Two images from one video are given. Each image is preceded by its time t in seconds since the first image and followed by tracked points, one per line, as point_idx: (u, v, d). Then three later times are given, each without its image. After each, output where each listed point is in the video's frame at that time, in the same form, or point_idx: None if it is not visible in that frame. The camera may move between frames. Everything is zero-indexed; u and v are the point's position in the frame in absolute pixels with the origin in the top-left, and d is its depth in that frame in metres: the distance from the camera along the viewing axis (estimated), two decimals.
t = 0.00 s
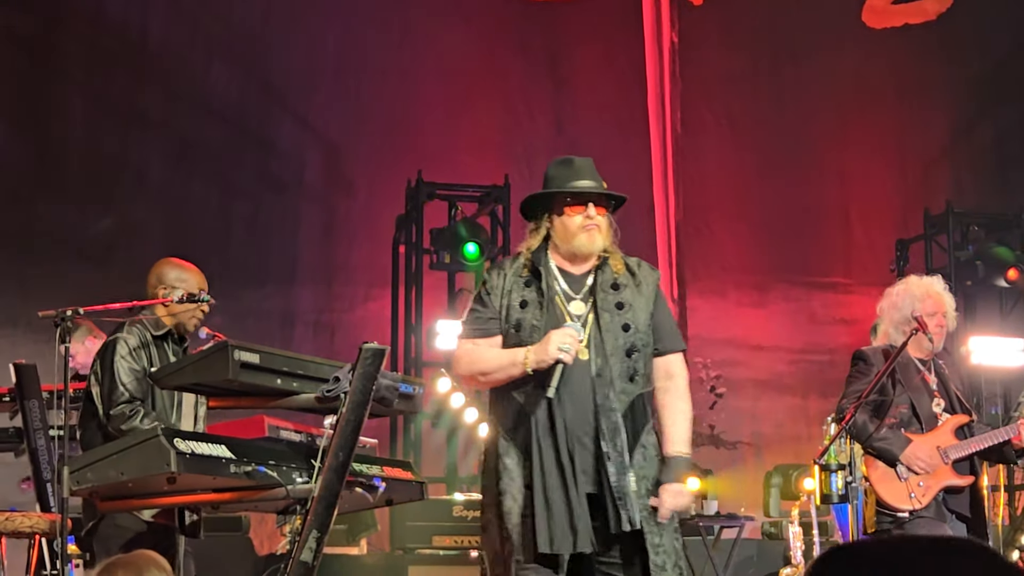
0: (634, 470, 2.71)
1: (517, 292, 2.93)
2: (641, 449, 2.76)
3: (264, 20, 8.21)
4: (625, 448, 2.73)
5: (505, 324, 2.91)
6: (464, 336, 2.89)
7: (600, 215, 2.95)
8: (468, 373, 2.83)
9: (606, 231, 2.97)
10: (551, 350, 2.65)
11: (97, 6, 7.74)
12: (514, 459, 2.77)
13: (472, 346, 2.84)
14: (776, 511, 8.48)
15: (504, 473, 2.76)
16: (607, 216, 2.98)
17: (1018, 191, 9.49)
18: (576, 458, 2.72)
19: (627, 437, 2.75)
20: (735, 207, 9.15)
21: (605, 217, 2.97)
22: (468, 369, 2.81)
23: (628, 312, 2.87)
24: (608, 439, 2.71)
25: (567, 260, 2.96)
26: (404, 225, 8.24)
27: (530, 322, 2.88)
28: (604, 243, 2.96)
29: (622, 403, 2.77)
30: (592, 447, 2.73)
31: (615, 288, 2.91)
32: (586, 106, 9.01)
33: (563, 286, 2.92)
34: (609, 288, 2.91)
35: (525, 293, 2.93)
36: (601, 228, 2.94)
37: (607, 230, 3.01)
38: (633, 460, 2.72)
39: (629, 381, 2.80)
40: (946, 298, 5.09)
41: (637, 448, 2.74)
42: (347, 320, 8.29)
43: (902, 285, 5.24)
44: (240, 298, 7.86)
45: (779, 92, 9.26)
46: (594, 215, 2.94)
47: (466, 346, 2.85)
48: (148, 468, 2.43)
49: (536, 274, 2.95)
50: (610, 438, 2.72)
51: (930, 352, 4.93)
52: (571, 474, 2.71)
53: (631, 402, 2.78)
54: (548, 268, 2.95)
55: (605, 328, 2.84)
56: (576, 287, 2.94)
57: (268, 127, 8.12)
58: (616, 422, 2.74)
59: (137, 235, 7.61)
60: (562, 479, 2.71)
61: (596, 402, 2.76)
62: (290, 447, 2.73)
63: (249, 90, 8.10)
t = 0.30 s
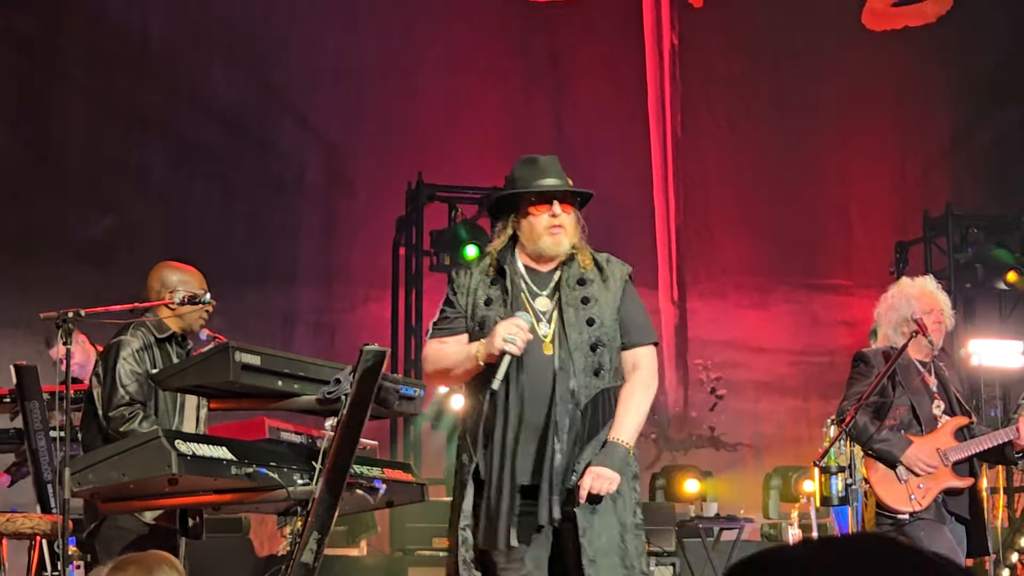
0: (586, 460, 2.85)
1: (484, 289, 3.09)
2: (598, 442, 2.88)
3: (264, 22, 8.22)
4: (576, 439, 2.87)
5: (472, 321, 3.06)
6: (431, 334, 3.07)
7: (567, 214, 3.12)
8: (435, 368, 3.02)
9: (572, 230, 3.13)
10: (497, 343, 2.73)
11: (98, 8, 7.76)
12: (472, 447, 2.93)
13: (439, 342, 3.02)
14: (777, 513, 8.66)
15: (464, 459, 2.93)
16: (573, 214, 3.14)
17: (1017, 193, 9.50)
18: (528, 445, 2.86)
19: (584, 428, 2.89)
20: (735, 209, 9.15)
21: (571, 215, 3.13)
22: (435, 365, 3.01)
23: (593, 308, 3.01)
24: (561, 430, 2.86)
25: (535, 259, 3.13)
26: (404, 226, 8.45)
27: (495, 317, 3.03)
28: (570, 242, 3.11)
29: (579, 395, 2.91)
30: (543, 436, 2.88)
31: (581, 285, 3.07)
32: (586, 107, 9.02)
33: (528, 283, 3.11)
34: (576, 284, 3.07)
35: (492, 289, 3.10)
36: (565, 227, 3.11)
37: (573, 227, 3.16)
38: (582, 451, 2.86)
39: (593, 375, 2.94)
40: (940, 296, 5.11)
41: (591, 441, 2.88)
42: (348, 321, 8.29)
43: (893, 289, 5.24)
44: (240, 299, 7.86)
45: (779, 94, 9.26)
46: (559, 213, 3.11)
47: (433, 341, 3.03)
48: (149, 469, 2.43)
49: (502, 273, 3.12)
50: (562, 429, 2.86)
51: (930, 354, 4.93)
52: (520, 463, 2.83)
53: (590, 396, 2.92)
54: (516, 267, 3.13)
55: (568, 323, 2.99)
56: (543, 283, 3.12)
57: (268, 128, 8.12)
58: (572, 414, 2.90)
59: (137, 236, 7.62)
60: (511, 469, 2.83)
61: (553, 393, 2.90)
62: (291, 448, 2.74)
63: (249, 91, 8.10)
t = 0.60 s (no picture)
0: (575, 466, 2.67)
1: (473, 293, 2.93)
2: (588, 447, 2.70)
3: (260, 24, 8.24)
4: (567, 444, 2.67)
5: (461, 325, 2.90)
6: (423, 340, 2.93)
7: (536, 210, 2.95)
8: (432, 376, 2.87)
9: (544, 231, 2.93)
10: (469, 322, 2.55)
11: (96, 12, 7.82)
12: (461, 454, 2.75)
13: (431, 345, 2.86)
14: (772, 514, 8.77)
15: (451, 467, 2.75)
16: (542, 211, 2.95)
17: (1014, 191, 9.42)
18: (515, 450, 2.66)
19: (574, 433, 2.70)
20: (731, 211, 9.16)
21: (543, 210, 2.96)
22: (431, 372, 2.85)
23: (584, 310, 2.83)
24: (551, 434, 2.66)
25: (521, 263, 2.95)
26: (400, 228, 8.45)
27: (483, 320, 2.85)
28: (541, 244, 2.92)
29: (569, 398, 2.72)
30: (531, 441, 2.68)
31: (571, 288, 2.88)
32: (582, 110, 9.02)
33: (520, 286, 2.91)
34: (566, 288, 2.88)
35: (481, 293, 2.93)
36: (535, 228, 2.92)
37: (546, 229, 2.95)
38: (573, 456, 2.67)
39: (583, 379, 2.75)
40: (936, 299, 5.11)
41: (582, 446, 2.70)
42: (341, 325, 8.24)
43: (892, 289, 5.25)
44: (236, 302, 7.86)
45: (774, 96, 9.27)
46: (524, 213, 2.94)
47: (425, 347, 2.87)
48: (145, 472, 2.43)
49: (491, 277, 2.95)
50: (553, 434, 2.66)
51: (925, 356, 4.97)
52: (506, 467, 2.64)
53: (580, 399, 2.73)
54: (507, 271, 2.95)
55: (558, 325, 2.80)
56: (533, 287, 2.92)
57: (264, 130, 8.13)
58: (561, 417, 2.70)
59: (133, 238, 7.63)
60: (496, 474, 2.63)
61: (542, 395, 2.72)
62: (287, 450, 2.74)
63: (245, 93, 8.11)
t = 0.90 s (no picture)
0: (594, 461, 2.66)
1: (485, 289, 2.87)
2: (604, 443, 2.69)
3: (255, 26, 8.23)
4: (587, 441, 2.65)
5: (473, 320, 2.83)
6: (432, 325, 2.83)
7: (537, 210, 2.90)
8: (446, 363, 2.74)
9: (547, 231, 2.91)
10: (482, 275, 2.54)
11: (90, 14, 7.79)
12: (473, 449, 2.67)
13: (442, 327, 2.73)
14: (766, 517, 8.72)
15: (465, 463, 2.67)
16: (544, 210, 2.91)
17: (1010, 198, 9.50)
18: (536, 445, 2.64)
19: (591, 429, 2.69)
20: (725, 213, 9.18)
21: (545, 209, 2.91)
22: (444, 356, 2.73)
23: (596, 310, 2.85)
24: (573, 430, 2.65)
25: (528, 264, 2.91)
26: (394, 231, 8.45)
27: (499, 316, 2.80)
28: (543, 245, 2.90)
29: (587, 394, 2.72)
30: (552, 436, 2.65)
31: (582, 287, 2.89)
32: (577, 113, 9.04)
33: (530, 284, 2.89)
34: (577, 287, 2.89)
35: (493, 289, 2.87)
36: (536, 227, 2.89)
37: (550, 226, 2.93)
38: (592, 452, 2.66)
39: (598, 376, 2.75)
40: (931, 302, 5.13)
41: (599, 442, 2.68)
42: (336, 327, 8.24)
43: (887, 292, 5.26)
44: (230, 304, 7.84)
45: (769, 99, 9.29)
46: (526, 213, 2.90)
47: (434, 331, 2.75)
48: (137, 476, 2.43)
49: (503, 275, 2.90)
50: (573, 430, 2.65)
51: (919, 360, 4.98)
52: (529, 463, 2.61)
53: (597, 396, 2.73)
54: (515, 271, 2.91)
55: (573, 323, 2.80)
56: (543, 286, 2.90)
57: (258, 134, 8.12)
58: (581, 414, 2.68)
59: (127, 241, 7.63)
60: (519, 469, 2.61)
61: (560, 391, 2.70)
62: (280, 454, 2.74)
63: (239, 96, 8.10)
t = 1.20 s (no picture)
0: (625, 456, 2.32)
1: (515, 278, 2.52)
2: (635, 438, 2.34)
3: (244, 27, 8.22)
4: (619, 433, 2.34)
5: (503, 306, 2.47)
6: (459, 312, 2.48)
7: (574, 204, 2.54)
8: (484, 332, 2.38)
9: (584, 225, 2.57)
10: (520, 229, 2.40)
11: (79, 14, 7.75)
12: (500, 437, 2.33)
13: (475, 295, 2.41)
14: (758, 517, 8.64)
15: (490, 452, 2.34)
16: (582, 205, 2.56)
17: (999, 195, 9.43)
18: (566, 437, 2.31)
19: (623, 423, 2.35)
20: (716, 214, 9.21)
21: (582, 204, 2.56)
22: (482, 322, 2.37)
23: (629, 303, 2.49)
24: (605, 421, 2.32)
25: (557, 258, 2.56)
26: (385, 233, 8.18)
27: (531, 305, 2.45)
28: (582, 240, 2.56)
29: (621, 387, 2.38)
30: (583, 428, 2.33)
31: (613, 281, 2.52)
32: (567, 114, 9.06)
33: (560, 279, 2.53)
34: (607, 281, 2.52)
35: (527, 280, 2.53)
36: (576, 223, 2.55)
37: (586, 222, 2.60)
38: (625, 445, 2.33)
39: (631, 368, 2.41)
40: (923, 302, 5.14)
41: (632, 436, 2.34)
42: (327, 328, 8.23)
43: (877, 292, 5.27)
44: (221, 306, 7.83)
45: (758, 99, 9.32)
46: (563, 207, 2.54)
47: (467, 301, 2.42)
48: (127, 477, 2.43)
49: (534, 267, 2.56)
50: (604, 421, 2.34)
51: (911, 360, 4.95)
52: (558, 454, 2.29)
53: (631, 388, 2.38)
54: (545, 265, 2.56)
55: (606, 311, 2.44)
56: (574, 278, 2.54)
57: (248, 135, 8.12)
58: (613, 405, 2.36)
59: (117, 243, 7.60)
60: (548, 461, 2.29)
61: (592, 382, 2.37)
62: (270, 456, 2.74)
63: (229, 97, 8.09)
